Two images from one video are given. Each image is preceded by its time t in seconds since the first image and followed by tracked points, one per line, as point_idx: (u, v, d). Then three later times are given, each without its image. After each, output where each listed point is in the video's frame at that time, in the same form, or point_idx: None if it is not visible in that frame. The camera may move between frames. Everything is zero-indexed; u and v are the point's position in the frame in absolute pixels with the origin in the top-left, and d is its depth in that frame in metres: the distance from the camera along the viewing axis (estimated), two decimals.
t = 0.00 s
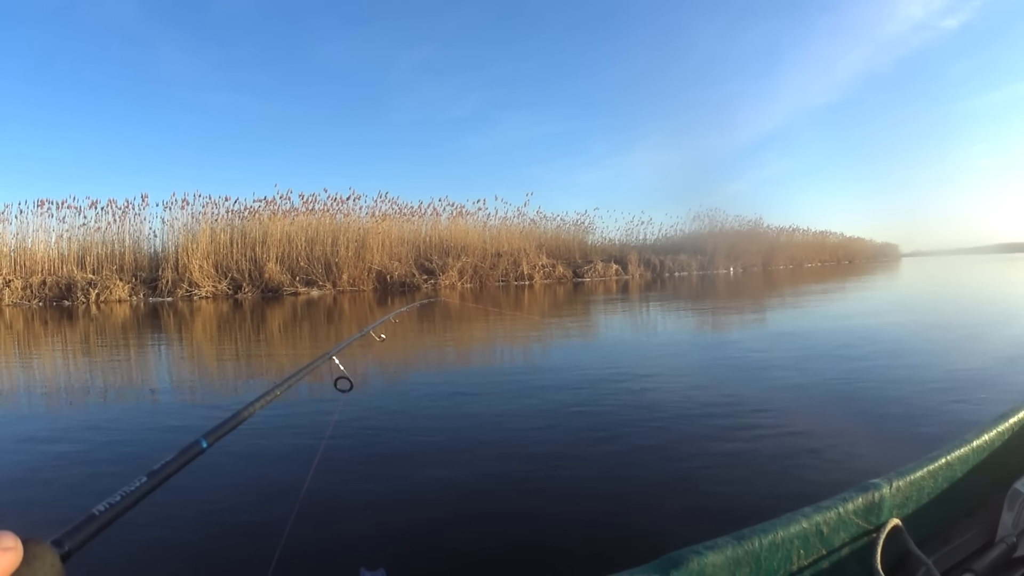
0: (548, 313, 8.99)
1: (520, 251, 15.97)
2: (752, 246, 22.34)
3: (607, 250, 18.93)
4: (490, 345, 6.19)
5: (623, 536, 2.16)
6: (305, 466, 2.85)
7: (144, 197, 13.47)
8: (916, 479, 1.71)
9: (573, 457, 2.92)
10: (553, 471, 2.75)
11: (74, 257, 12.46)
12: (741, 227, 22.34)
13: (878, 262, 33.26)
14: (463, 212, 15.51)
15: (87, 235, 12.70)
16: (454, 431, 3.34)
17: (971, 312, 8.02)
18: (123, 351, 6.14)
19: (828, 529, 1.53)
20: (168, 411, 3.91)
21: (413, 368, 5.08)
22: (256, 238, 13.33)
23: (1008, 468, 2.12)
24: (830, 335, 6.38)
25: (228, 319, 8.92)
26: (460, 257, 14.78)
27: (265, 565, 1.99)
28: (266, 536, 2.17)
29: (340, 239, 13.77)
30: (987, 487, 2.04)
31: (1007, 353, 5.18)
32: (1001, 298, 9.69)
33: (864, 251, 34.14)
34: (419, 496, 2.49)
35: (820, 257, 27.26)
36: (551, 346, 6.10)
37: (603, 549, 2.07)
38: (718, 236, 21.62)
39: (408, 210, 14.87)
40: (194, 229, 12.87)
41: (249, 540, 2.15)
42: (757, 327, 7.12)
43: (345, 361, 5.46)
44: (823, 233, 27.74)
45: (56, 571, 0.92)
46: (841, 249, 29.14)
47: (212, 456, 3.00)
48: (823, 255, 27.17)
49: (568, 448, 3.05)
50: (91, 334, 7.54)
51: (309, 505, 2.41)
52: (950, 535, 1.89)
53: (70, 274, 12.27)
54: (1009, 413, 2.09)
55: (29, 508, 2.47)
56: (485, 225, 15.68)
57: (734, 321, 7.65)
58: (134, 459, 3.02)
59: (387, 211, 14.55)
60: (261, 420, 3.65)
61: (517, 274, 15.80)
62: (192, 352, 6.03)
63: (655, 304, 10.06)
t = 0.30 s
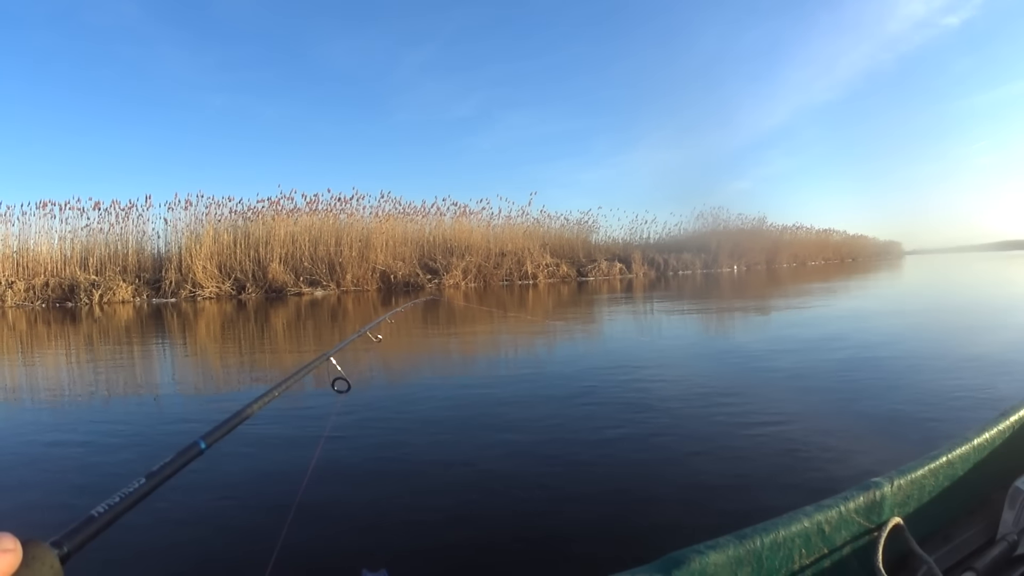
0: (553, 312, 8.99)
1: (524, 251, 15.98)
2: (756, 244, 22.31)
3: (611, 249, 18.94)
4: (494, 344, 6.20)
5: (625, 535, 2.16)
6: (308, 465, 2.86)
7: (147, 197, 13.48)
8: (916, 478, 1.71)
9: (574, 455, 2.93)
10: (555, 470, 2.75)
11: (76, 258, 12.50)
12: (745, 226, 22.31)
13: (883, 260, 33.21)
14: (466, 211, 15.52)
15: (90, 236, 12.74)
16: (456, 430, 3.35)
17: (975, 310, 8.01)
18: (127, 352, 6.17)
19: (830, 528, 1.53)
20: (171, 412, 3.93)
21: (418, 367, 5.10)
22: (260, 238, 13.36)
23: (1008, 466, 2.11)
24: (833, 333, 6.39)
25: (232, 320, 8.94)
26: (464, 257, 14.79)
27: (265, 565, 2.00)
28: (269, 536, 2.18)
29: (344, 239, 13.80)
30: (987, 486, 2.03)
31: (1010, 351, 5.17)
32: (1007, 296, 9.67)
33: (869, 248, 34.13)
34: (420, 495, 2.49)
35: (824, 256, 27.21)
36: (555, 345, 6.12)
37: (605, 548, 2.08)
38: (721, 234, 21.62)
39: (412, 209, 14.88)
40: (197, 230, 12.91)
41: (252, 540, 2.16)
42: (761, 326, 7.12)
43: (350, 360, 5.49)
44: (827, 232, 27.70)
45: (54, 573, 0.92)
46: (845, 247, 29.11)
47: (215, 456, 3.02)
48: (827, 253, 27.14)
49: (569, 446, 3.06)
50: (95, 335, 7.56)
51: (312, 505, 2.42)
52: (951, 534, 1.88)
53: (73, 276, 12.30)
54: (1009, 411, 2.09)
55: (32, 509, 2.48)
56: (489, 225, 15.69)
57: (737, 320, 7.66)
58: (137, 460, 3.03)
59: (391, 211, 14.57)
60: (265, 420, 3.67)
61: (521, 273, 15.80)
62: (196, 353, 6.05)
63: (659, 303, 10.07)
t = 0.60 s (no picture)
0: (562, 312, 8.98)
1: (532, 249, 15.97)
2: (764, 242, 22.23)
3: (619, 248, 18.93)
4: (503, 343, 6.23)
5: (632, 534, 2.16)
6: (316, 466, 2.88)
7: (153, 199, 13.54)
8: (923, 475, 1.71)
9: (580, 454, 2.94)
10: (561, 469, 2.76)
11: (83, 261, 12.59)
12: (752, 224, 22.26)
13: (893, 255, 33.01)
14: (474, 211, 15.51)
15: (97, 238, 12.82)
16: (463, 430, 3.37)
17: (987, 305, 7.95)
18: (135, 354, 6.21)
19: (837, 526, 1.53)
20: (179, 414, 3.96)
21: (426, 367, 5.13)
22: (267, 239, 13.42)
23: (1014, 462, 2.11)
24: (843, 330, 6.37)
25: (240, 322, 8.98)
26: (472, 256, 14.80)
27: (272, 568, 2.01)
28: (278, 537, 2.20)
29: (351, 240, 13.84)
30: (993, 483, 2.03)
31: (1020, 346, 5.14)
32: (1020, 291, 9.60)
33: (878, 244, 34.02)
34: (427, 496, 2.51)
35: (833, 252, 27.07)
36: (564, 344, 6.14)
37: (612, 547, 2.08)
38: (728, 232, 21.57)
39: (419, 209, 14.90)
40: (204, 231, 12.98)
41: (260, 541, 2.18)
42: (769, 323, 7.11)
43: (358, 361, 5.52)
44: (834, 229, 27.61)
45: (32, 537, 0.93)
46: (853, 245, 29.02)
47: (224, 458, 3.04)
48: (836, 250, 27.03)
49: (575, 446, 3.07)
50: (102, 338, 7.61)
51: (320, 506, 2.43)
52: (956, 531, 1.88)
53: (80, 278, 12.38)
54: (1015, 407, 2.08)
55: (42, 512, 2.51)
56: (497, 224, 15.69)
57: (746, 317, 7.65)
58: (146, 462, 3.06)
59: (398, 212, 14.60)
60: (273, 420, 3.69)
61: (530, 273, 15.77)
62: (204, 355, 6.10)
63: (667, 301, 10.05)
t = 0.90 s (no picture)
0: (570, 313, 9.00)
1: (541, 251, 15.98)
2: (773, 242, 22.16)
3: (627, 249, 18.93)
4: (511, 345, 6.26)
5: (639, 534, 2.17)
6: (325, 468, 2.90)
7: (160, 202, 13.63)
8: (931, 474, 1.71)
9: (587, 455, 2.95)
10: (568, 470, 2.78)
11: (91, 264, 12.69)
12: (760, 224, 22.22)
13: (904, 255, 32.87)
14: (482, 212, 15.55)
15: (105, 242, 12.92)
16: (471, 431, 3.38)
17: (999, 304, 7.91)
18: (142, 358, 6.25)
19: (845, 525, 1.54)
20: (187, 417, 3.99)
21: (435, 369, 5.16)
22: (275, 241, 13.49)
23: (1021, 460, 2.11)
24: (852, 329, 6.35)
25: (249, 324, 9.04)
26: (481, 258, 14.83)
27: (282, 569, 2.03)
28: (289, 538, 2.22)
29: (359, 242, 13.90)
30: (1000, 481, 2.02)
31: None
32: None
33: (887, 244, 33.92)
34: (436, 497, 2.53)
35: (843, 252, 26.97)
36: (572, 345, 6.17)
37: (619, 547, 2.09)
38: (736, 232, 21.54)
39: (427, 211, 14.95)
40: (212, 234, 13.07)
41: (272, 542, 2.20)
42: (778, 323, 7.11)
43: (367, 363, 5.54)
44: (842, 228, 27.51)
45: (12, 478, 0.93)
46: (861, 245, 28.92)
47: (233, 461, 3.06)
48: (845, 250, 26.94)
49: (582, 446, 3.08)
50: (110, 341, 7.67)
51: (330, 508, 2.45)
52: (965, 529, 1.88)
53: (87, 282, 12.48)
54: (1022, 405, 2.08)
55: (52, 513, 2.54)
56: (505, 226, 15.73)
57: (754, 317, 7.64)
58: (154, 464, 3.09)
59: (407, 214, 14.65)
60: (281, 423, 3.71)
61: (538, 274, 15.78)
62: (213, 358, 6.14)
63: (676, 302, 10.06)
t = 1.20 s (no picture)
0: (578, 314, 9.00)
1: (548, 252, 15.99)
2: (781, 243, 22.11)
3: (634, 249, 18.91)
4: (518, 345, 6.27)
5: (644, 535, 2.17)
6: (331, 469, 2.91)
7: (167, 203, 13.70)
8: (935, 475, 1.70)
9: (592, 456, 2.95)
10: (573, 471, 2.78)
11: (98, 265, 12.76)
12: (768, 224, 22.15)
13: (912, 255, 32.75)
14: (489, 213, 15.56)
15: (112, 243, 13.00)
16: (477, 432, 3.39)
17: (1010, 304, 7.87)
18: (150, 359, 6.29)
19: (850, 526, 1.53)
20: (194, 417, 4.01)
21: (442, 370, 5.18)
22: (282, 242, 13.54)
23: None
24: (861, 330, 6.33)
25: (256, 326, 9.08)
26: (488, 259, 14.84)
27: (287, 569, 2.04)
28: (294, 539, 2.23)
29: (366, 243, 13.93)
30: (1006, 483, 2.02)
31: None
32: None
33: (894, 244, 33.82)
34: (441, 498, 2.53)
35: (851, 252, 26.87)
36: (579, 345, 6.17)
37: (624, 549, 2.09)
38: (744, 232, 21.49)
39: (434, 212, 14.97)
40: (219, 235, 13.12)
41: (278, 543, 2.21)
42: (786, 323, 7.10)
43: (375, 364, 5.56)
44: (849, 228, 27.43)
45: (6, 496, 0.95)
46: (868, 245, 28.84)
47: (239, 461, 3.07)
48: (852, 250, 26.87)
49: (587, 447, 3.08)
50: (117, 342, 7.71)
51: (336, 508, 2.46)
52: (970, 531, 1.87)
53: (94, 283, 12.55)
54: None
55: (60, 512, 2.55)
56: (512, 226, 15.74)
57: (762, 318, 7.63)
58: (161, 464, 3.11)
59: (414, 214, 14.68)
60: (288, 424, 3.72)
61: (545, 275, 15.80)
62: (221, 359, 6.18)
63: (684, 302, 10.05)
